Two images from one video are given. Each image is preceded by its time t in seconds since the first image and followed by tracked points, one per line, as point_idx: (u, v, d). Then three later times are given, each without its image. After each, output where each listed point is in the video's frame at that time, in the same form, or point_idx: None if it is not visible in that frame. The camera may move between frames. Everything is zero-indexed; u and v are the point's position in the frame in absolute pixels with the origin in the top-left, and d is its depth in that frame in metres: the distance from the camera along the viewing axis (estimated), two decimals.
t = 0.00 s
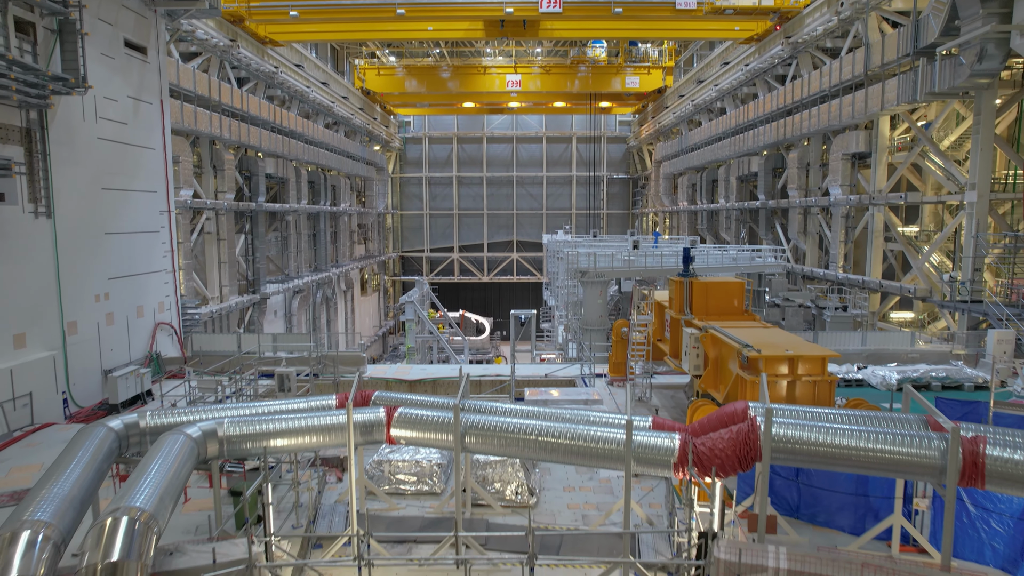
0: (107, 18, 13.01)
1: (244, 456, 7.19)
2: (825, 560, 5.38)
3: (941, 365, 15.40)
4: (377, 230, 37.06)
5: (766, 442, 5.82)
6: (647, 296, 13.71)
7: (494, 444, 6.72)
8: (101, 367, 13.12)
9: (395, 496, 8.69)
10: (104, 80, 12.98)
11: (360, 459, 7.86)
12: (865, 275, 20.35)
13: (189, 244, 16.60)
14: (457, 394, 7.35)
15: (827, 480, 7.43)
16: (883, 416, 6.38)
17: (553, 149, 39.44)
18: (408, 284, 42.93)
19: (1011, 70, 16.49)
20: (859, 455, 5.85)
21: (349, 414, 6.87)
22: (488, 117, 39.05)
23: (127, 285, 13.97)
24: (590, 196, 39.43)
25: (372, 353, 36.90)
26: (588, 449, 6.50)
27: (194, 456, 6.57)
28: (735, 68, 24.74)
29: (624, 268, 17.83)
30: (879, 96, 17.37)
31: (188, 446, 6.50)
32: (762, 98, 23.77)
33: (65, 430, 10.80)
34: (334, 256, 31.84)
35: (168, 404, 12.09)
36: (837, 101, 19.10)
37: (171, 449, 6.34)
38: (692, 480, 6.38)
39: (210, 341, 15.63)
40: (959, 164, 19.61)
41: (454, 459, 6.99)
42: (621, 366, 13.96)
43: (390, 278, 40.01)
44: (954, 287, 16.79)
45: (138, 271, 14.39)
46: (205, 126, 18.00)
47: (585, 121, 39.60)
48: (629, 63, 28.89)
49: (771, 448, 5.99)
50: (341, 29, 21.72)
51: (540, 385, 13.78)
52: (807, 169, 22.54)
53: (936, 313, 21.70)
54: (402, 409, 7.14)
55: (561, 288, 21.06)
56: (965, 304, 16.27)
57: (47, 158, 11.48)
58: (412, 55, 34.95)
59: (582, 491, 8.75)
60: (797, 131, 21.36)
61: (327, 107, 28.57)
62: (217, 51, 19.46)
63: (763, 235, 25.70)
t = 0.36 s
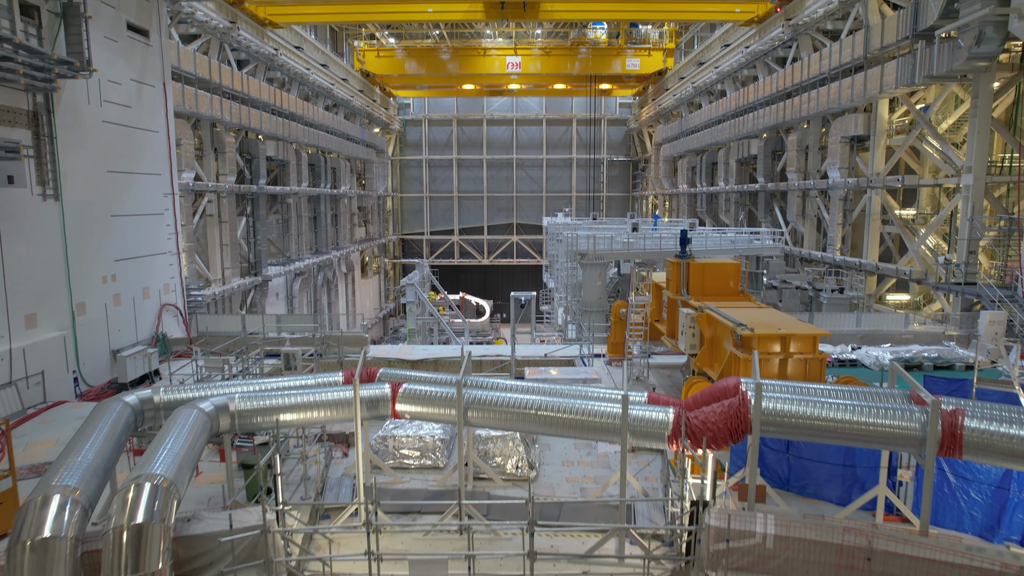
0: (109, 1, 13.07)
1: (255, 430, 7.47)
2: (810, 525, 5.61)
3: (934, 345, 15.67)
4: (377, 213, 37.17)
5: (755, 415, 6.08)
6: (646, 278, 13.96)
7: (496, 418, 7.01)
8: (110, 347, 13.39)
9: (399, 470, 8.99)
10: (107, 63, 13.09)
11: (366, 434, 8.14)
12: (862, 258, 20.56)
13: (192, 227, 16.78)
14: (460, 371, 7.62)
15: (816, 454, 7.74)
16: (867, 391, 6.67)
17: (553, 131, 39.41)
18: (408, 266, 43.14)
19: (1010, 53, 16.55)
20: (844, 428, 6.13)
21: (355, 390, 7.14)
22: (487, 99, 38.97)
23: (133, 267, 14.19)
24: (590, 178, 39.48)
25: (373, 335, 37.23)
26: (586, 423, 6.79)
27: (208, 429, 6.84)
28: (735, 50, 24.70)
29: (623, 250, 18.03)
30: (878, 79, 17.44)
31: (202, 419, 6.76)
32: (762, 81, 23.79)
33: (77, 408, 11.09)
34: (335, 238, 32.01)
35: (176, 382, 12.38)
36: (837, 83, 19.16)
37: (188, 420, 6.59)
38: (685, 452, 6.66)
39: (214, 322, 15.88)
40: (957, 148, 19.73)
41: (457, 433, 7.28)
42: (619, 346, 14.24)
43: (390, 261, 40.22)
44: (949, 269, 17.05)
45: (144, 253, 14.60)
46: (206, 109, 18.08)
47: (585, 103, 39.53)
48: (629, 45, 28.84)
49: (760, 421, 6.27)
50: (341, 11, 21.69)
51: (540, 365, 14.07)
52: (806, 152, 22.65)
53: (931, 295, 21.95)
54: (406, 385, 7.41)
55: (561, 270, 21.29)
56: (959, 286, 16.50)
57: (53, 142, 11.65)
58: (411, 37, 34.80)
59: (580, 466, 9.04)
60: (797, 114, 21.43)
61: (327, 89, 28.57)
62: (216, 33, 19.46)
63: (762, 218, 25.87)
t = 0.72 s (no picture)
0: None
1: (266, 404, 7.75)
2: (798, 491, 5.88)
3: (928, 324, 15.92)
4: (377, 194, 37.22)
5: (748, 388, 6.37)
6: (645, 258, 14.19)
7: (498, 391, 7.32)
8: (118, 326, 13.64)
9: (404, 443, 9.29)
10: (111, 44, 13.19)
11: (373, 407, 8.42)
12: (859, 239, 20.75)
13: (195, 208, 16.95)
14: (463, 347, 7.90)
15: (808, 425, 8.08)
16: (856, 365, 6.97)
17: (553, 111, 39.32)
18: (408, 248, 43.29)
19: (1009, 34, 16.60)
20: (833, 400, 6.42)
21: (362, 364, 7.42)
22: (487, 79, 38.81)
23: (139, 247, 14.39)
24: (590, 159, 39.47)
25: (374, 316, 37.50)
26: (585, 395, 7.12)
27: (221, 402, 7.10)
28: (736, 30, 24.65)
29: (623, 231, 18.21)
30: (877, 60, 17.50)
31: (216, 392, 7.02)
32: (763, 61, 23.79)
33: (89, 385, 11.39)
34: (335, 220, 32.15)
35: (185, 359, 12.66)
36: (837, 65, 19.20)
37: (203, 393, 6.86)
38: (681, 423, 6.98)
39: (219, 302, 16.11)
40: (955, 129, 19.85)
41: (461, 405, 7.58)
42: (618, 325, 14.50)
43: (390, 242, 40.37)
44: (945, 250, 17.29)
45: (150, 234, 14.80)
46: (207, 90, 18.14)
47: (585, 84, 39.40)
48: (630, 25, 28.75)
49: (753, 394, 6.56)
50: None
51: (540, 344, 14.35)
52: (806, 133, 22.73)
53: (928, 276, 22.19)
54: (412, 360, 7.69)
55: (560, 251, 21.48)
56: (954, 266, 16.74)
57: (60, 123, 11.80)
58: (411, 16, 34.59)
59: (579, 440, 9.34)
60: (796, 95, 21.48)
61: (326, 69, 28.52)
62: (216, 13, 19.43)
63: (761, 199, 26.01)
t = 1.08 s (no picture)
0: None
1: (276, 380, 7.97)
2: (790, 463, 6.10)
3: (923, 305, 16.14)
4: (377, 177, 37.24)
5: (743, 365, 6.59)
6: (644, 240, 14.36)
7: (501, 367, 7.58)
8: (125, 307, 13.85)
9: (409, 420, 9.57)
10: (114, 27, 13.25)
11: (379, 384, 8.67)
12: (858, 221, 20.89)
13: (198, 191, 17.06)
14: (466, 326, 8.13)
15: (802, 401, 8.34)
16: (848, 342, 7.20)
17: (554, 93, 39.19)
18: (409, 230, 43.40)
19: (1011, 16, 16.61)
20: (826, 376, 6.67)
21: (369, 342, 7.64)
22: (487, 61, 38.63)
23: (144, 229, 14.56)
24: (591, 141, 39.42)
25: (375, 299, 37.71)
26: (585, 371, 7.36)
27: (233, 378, 7.32)
28: (737, 12, 24.57)
29: (623, 214, 18.33)
30: (878, 42, 17.51)
31: (228, 368, 7.24)
32: (764, 44, 23.74)
33: (100, 365, 11.62)
34: (336, 202, 32.22)
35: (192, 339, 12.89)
36: (838, 47, 19.20)
37: (216, 369, 7.08)
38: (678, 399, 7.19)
39: (224, 284, 16.29)
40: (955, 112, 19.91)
41: (465, 381, 7.82)
42: (617, 306, 14.72)
43: (391, 225, 40.46)
44: (942, 233, 17.47)
45: (155, 216, 14.95)
46: (207, 72, 18.16)
47: (586, 66, 39.23)
48: (632, 5, 28.63)
49: (748, 369, 6.80)
50: None
51: (540, 325, 14.57)
52: (807, 116, 22.77)
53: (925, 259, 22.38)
54: (416, 338, 7.94)
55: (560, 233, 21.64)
56: (950, 249, 16.95)
57: (66, 106, 11.91)
58: None
59: (579, 417, 9.60)
60: (797, 78, 21.49)
61: (326, 51, 28.42)
62: None
63: (761, 182, 26.11)
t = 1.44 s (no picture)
0: None
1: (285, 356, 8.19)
2: (781, 434, 6.34)
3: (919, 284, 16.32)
4: (377, 157, 37.25)
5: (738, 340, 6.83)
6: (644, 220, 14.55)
7: (503, 343, 7.83)
8: (132, 287, 14.06)
9: (413, 395, 9.84)
10: (116, 7, 13.29)
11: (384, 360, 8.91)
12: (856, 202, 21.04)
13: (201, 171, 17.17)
14: (469, 303, 8.36)
15: (795, 375, 8.60)
16: (840, 318, 7.44)
17: (554, 73, 39.01)
18: (409, 211, 43.49)
19: None
20: (817, 350, 6.91)
21: (375, 319, 7.87)
22: (487, 40, 38.40)
23: (149, 210, 14.71)
24: (591, 122, 39.34)
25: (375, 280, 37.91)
26: (585, 347, 7.61)
27: (244, 353, 7.55)
28: None
29: (623, 195, 18.46)
30: (879, 23, 17.52)
31: (240, 343, 7.48)
32: (765, 24, 23.67)
33: (109, 343, 11.87)
34: (336, 183, 32.28)
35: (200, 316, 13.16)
36: (839, 27, 19.18)
37: (229, 344, 7.32)
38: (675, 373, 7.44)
39: (228, 264, 16.49)
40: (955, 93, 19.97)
41: (468, 357, 8.07)
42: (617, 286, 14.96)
43: (390, 206, 40.53)
44: (940, 214, 17.66)
45: (159, 197, 15.10)
46: (208, 52, 18.17)
47: (586, 45, 39.00)
48: None
49: (743, 344, 7.06)
50: None
51: (541, 304, 14.80)
52: (807, 97, 22.79)
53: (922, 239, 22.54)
54: (421, 315, 8.18)
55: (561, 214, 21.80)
56: (948, 231, 17.22)
57: (71, 86, 12.00)
58: None
59: (579, 392, 9.86)
60: (798, 58, 21.48)
61: (326, 30, 28.29)
62: None
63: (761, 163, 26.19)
